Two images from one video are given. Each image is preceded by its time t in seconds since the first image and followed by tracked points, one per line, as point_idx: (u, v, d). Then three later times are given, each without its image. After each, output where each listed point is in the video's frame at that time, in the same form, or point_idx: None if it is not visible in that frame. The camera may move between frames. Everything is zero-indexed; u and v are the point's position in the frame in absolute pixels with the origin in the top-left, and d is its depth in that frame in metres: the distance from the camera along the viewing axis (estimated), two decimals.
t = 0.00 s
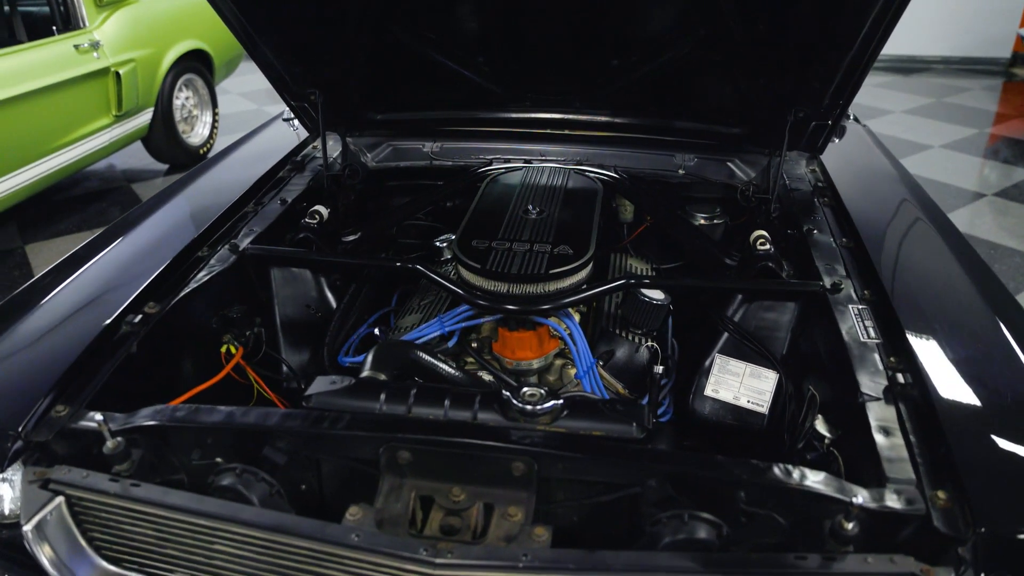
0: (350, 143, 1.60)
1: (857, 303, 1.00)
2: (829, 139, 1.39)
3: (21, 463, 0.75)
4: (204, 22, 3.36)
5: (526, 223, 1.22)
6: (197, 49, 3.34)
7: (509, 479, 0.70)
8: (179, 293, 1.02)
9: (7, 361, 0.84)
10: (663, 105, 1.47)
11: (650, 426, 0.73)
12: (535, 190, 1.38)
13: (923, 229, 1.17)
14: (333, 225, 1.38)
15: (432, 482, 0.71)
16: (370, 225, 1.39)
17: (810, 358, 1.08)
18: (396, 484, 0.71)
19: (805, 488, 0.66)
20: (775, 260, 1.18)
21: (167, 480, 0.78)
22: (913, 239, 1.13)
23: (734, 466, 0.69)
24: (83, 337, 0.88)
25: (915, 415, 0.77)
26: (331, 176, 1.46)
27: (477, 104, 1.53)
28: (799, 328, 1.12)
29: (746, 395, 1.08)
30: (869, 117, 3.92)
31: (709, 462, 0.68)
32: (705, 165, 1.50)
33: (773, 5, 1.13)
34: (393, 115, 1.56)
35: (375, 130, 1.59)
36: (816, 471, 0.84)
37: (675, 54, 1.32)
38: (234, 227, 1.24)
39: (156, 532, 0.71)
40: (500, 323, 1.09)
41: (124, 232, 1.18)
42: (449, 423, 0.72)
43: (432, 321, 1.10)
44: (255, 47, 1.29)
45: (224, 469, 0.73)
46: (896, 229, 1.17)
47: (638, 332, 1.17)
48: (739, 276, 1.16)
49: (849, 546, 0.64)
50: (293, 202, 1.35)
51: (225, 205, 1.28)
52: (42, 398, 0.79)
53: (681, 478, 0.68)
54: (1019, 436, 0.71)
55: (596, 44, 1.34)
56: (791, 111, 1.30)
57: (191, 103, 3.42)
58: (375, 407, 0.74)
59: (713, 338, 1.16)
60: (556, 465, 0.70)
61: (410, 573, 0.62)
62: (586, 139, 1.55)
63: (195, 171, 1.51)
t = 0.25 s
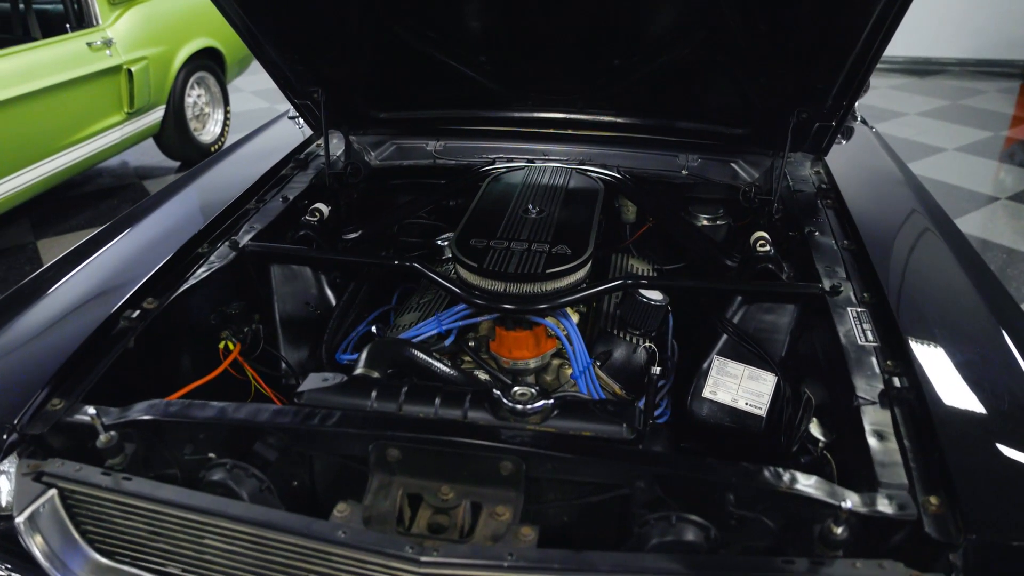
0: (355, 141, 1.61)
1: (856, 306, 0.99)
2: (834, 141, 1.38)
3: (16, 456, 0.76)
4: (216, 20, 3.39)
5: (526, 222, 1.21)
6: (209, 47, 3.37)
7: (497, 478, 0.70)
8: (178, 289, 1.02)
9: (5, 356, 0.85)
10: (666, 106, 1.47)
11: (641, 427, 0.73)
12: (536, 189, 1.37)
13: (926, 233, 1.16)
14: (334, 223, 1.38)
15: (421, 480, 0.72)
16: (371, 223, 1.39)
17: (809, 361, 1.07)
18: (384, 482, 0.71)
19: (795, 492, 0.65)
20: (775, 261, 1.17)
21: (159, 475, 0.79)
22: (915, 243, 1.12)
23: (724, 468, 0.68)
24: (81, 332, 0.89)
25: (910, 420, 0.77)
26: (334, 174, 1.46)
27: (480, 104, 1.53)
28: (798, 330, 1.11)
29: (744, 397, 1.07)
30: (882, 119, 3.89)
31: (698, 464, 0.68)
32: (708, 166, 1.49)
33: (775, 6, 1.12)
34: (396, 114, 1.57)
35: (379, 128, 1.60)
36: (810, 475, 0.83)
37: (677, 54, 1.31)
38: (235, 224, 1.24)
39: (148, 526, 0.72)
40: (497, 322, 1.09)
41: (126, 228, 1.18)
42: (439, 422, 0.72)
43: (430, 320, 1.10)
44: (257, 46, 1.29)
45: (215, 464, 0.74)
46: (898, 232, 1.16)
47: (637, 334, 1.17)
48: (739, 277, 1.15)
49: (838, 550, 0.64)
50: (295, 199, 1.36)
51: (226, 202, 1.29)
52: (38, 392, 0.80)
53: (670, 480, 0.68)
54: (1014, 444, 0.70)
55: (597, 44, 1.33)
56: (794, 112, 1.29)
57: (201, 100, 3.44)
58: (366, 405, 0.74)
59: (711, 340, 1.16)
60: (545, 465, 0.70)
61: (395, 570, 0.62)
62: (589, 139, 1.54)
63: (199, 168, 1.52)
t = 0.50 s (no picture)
0: (358, 140, 1.61)
1: (855, 308, 0.98)
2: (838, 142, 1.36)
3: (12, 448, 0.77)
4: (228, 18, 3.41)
5: (525, 222, 1.21)
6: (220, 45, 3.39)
7: (485, 477, 0.70)
8: (176, 286, 1.03)
9: (4, 350, 0.86)
10: (668, 106, 1.46)
11: (631, 428, 0.73)
12: (537, 189, 1.37)
13: (928, 236, 1.15)
14: (335, 221, 1.39)
15: (409, 478, 0.72)
16: (372, 222, 1.40)
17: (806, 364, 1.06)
18: (373, 480, 0.71)
19: (784, 495, 0.65)
20: (775, 262, 1.17)
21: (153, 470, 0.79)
22: (916, 246, 1.11)
23: (714, 470, 0.68)
24: (78, 327, 0.90)
25: (905, 424, 0.76)
26: (335, 172, 1.47)
27: (482, 103, 1.53)
28: (797, 332, 1.10)
29: (742, 399, 1.07)
30: (894, 121, 3.85)
31: (687, 466, 0.67)
32: (711, 167, 1.49)
33: (777, 6, 1.11)
34: (399, 112, 1.57)
35: (382, 127, 1.60)
36: (803, 479, 0.83)
37: (678, 54, 1.31)
38: (236, 221, 1.25)
39: (140, 520, 0.72)
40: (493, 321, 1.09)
41: (127, 225, 1.19)
42: (429, 420, 0.72)
43: (426, 319, 1.10)
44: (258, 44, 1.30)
45: (207, 460, 0.74)
46: (900, 235, 1.15)
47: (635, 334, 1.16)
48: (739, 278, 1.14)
49: (827, 554, 0.63)
50: (296, 197, 1.36)
51: (228, 200, 1.30)
52: (35, 385, 0.81)
53: (659, 482, 0.67)
54: (1008, 449, 0.69)
55: (598, 44, 1.33)
56: (796, 112, 1.28)
57: (212, 99, 3.46)
58: (357, 403, 0.75)
59: (710, 341, 1.15)
60: (533, 464, 0.69)
61: (381, 568, 0.63)
62: (591, 139, 1.54)
63: (203, 165, 1.53)
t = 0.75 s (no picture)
0: (362, 138, 1.61)
1: (855, 311, 0.97)
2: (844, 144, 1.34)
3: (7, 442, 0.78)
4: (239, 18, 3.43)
5: (525, 221, 1.21)
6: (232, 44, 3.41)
7: (474, 477, 0.70)
8: (175, 282, 1.04)
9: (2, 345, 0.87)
10: (670, 106, 1.45)
11: (621, 429, 0.73)
12: (539, 188, 1.37)
13: (931, 239, 1.14)
14: (336, 219, 1.39)
15: (399, 476, 0.72)
16: (374, 220, 1.40)
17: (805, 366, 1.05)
18: (363, 478, 0.71)
19: (774, 499, 0.64)
20: (775, 264, 1.16)
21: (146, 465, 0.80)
22: (919, 249, 1.10)
23: (704, 472, 0.67)
24: (77, 323, 0.91)
25: (900, 429, 0.75)
26: (338, 171, 1.47)
27: (484, 102, 1.53)
28: (797, 334, 1.09)
29: (741, 402, 1.06)
30: (908, 124, 3.81)
31: (676, 468, 0.67)
32: (715, 168, 1.48)
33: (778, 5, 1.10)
34: (401, 111, 1.57)
35: (386, 126, 1.60)
36: (797, 483, 0.82)
37: (679, 54, 1.30)
38: (238, 218, 1.26)
39: (132, 514, 0.73)
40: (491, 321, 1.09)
41: (130, 221, 1.20)
42: (419, 419, 0.72)
43: (424, 317, 1.10)
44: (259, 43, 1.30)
45: (199, 456, 0.75)
46: (903, 238, 1.14)
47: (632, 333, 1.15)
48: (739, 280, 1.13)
49: (816, 560, 0.63)
50: (298, 195, 1.36)
51: (229, 197, 1.30)
52: (31, 380, 0.81)
53: (648, 483, 0.67)
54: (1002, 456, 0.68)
55: (600, 44, 1.32)
56: (799, 113, 1.27)
57: (224, 97, 3.48)
58: (348, 401, 0.75)
59: (709, 343, 1.14)
60: (522, 464, 0.69)
61: (366, 566, 0.63)
62: (594, 139, 1.53)
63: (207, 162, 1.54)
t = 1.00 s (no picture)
0: (365, 136, 1.60)
1: (853, 314, 0.96)
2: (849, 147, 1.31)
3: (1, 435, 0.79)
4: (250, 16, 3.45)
5: (524, 221, 1.21)
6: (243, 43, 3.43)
7: (462, 477, 0.70)
8: (173, 278, 1.04)
9: None
10: (673, 106, 1.44)
11: (611, 430, 0.72)
12: (539, 188, 1.36)
13: (934, 242, 1.12)
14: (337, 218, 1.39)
15: (387, 475, 0.72)
16: (374, 218, 1.40)
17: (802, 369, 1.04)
18: (352, 476, 0.71)
19: (763, 502, 0.64)
20: (774, 266, 1.15)
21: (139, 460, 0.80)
22: (921, 252, 1.09)
23: (693, 475, 0.67)
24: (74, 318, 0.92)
25: (893, 433, 0.74)
26: (339, 169, 1.47)
27: (486, 101, 1.53)
28: (796, 337, 1.08)
29: (738, 404, 1.05)
30: (921, 126, 3.77)
31: (664, 470, 0.67)
32: (719, 169, 1.46)
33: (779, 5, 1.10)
34: (403, 110, 1.57)
35: (390, 125, 1.60)
36: (788, 486, 0.81)
37: (680, 53, 1.29)
38: (238, 215, 1.26)
39: (122, 508, 0.73)
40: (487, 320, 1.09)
41: (131, 217, 1.21)
42: (408, 418, 0.72)
43: (420, 316, 1.10)
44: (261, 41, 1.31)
45: (189, 451, 0.75)
46: (905, 241, 1.13)
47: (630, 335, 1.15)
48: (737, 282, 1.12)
49: (804, 565, 0.62)
50: (299, 193, 1.37)
51: (231, 194, 1.31)
52: (26, 374, 0.82)
53: (635, 485, 0.67)
54: (996, 463, 0.67)
55: (601, 43, 1.32)
56: (801, 113, 1.26)
57: (235, 95, 3.49)
58: (338, 398, 0.75)
59: (708, 345, 1.13)
60: (509, 465, 0.69)
61: (351, 564, 0.63)
62: (597, 138, 1.52)
63: (211, 159, 1.54)
